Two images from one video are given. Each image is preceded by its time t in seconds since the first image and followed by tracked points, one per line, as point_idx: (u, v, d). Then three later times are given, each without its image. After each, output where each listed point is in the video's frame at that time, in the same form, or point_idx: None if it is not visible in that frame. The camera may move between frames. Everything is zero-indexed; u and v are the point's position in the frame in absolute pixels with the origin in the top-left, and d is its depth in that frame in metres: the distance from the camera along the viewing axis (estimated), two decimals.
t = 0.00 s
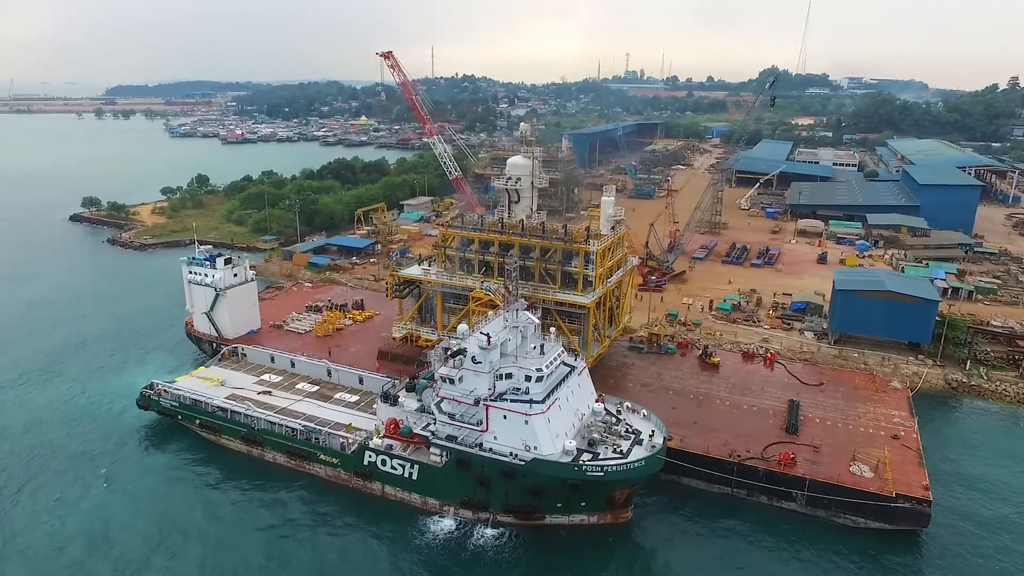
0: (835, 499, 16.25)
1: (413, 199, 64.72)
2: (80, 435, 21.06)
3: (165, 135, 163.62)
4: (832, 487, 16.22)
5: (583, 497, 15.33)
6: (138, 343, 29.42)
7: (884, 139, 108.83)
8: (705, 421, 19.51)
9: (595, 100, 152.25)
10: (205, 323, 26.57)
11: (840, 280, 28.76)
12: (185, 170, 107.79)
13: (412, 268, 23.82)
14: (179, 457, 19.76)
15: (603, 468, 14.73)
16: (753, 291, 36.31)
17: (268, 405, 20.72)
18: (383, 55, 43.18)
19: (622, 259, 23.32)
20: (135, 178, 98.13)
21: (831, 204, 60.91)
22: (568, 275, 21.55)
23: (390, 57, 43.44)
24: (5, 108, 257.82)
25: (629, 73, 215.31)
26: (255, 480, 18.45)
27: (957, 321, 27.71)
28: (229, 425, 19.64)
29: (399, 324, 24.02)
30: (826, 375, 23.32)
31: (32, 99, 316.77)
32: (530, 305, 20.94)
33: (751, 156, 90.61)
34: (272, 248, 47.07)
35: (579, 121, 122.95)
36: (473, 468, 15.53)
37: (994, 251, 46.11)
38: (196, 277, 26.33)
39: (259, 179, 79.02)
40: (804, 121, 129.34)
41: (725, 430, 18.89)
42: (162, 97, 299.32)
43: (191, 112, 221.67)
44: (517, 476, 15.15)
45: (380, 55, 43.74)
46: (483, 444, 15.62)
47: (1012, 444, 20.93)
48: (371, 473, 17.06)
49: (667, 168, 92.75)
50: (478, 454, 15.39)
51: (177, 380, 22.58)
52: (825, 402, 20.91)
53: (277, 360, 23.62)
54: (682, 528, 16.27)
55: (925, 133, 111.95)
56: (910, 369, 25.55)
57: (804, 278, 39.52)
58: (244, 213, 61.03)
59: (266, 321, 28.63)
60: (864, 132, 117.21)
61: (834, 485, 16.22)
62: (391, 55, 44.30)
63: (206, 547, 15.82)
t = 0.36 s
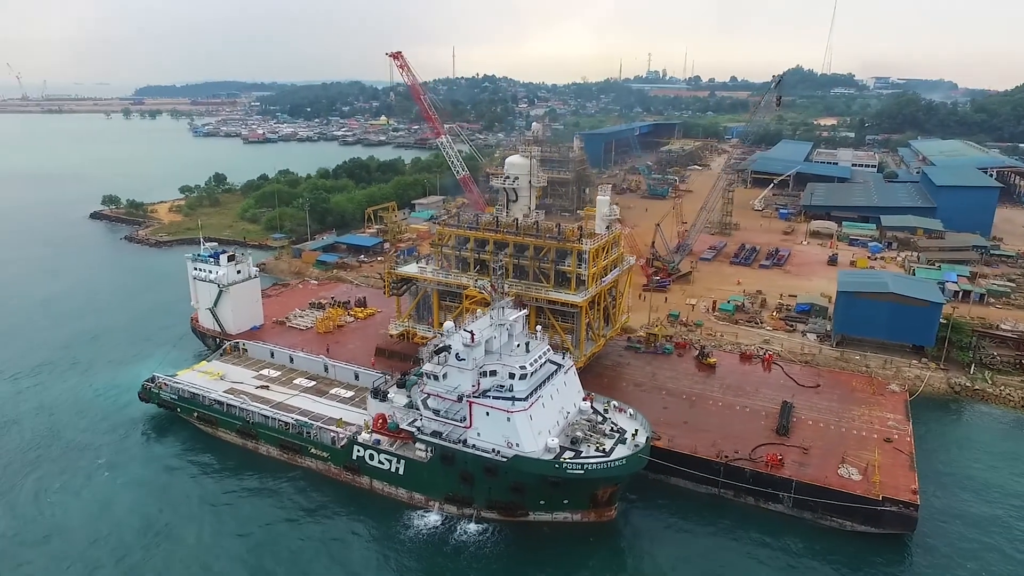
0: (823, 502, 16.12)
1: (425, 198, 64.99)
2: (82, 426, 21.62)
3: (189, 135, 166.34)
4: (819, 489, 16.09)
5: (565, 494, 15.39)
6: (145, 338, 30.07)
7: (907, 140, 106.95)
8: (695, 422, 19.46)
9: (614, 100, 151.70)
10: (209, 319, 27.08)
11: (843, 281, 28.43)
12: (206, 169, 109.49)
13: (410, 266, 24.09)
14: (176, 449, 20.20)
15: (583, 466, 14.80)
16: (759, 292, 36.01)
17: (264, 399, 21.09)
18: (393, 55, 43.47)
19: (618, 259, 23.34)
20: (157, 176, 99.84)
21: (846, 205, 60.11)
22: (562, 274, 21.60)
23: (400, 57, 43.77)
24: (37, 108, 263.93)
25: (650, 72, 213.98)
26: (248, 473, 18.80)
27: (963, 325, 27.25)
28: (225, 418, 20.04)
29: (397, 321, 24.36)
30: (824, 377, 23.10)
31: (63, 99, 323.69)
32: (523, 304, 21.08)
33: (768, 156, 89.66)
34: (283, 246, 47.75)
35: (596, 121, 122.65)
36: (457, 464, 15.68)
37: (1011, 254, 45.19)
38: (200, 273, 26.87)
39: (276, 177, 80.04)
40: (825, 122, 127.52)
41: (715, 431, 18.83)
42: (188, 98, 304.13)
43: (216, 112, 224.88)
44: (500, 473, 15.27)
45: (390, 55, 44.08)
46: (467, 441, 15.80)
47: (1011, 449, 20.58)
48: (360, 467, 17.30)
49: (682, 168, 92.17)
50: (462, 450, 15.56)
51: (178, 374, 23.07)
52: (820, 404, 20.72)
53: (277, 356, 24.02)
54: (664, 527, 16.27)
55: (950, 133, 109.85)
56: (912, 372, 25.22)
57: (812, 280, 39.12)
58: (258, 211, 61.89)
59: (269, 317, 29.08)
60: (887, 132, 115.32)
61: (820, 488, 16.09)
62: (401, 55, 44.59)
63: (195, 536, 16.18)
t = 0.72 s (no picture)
0: (808, 505, 16.00)
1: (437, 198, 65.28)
2: (85, 418, 22.19)
3: (212, 134, 169.05)
4: (805, 491, 15.98)
5: (545, 492, 15.48)
6: (152, 333, 30.73)
7: (932, 140, 104.84)
8: (685, 422, 19.41)
9: (633, 100, 150.90)
10: (214, 315, 27.64)
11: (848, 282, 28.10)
12: (227, 167, 111.19)
13: (408, 264, 24.34)
14: (172, 441, 20.62)
15: (562, 463, 14.90)
16: (764, 294, 35.70)
17: (260, 393, 21.49)
18: (402, 56, 43.75)
19: (613, 258, 23.36)
20: (179, 175, 101.51)
21: (862, 206, 59.25)
22: (554, 273, 21.71)
23: (409, 57, 44.05)
24: (68, 108, 269.80)
25: (672, 72, 212.64)
26: (240, 465, 19.17)
27: (969, 328, 26.75)
28: (221, 412, 20.43)
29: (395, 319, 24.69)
30: (821, 379, 22.87)
31: (92, 100, 330.40)
32: (514, 302, 21.25)
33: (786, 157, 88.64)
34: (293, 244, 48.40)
35: (613, 121, 122.18)
36: (440, 460, 15.85)
37: None
38: (205, 270, 27.45)
39: (292, 176, 81.09)
40: (847, 122, 125.55)
41: (703, 432, 18.75)
42: (212, 98, 308.95)
43: (240, 112, 228.02)
44: (481, 469, 15.41)
45: (399, 55, 44.37)
46: (450, 437, 16.00)
47: (1012, 454, 20.08)
48: (348, 462, 17.56)
49: (698, 169, 91.53)
50: (445, 447, 15.75)
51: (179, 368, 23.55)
52: (812, 406, 20.57)
53: (276, 352, 24.46)
54: (646, 527, 16.27)
55: (977, 134, 107.51)
56: (913, 375, 24.89)
57: (821, 282, 38.67)
58: (272, 210, 62.67)
59: (273, 314, 29.52)
60: (911, 133, 113.19)
61: (805, 490, 15.99)
62: (411, 55, 44.86)
63: (185, 525, 16.54)
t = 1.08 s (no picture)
0: (793, 508, 15.90)
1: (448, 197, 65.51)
2: (89, 410, 22.73)
3: (234, 134, 171.42)
4: (790, 493, 15.86)
5: (527, 490, 15.56)
6: (159, 329, 31.32)
7: (956, 141, 102.70)
8: (675, 422, 19.36)
9: (651, 101, 150.03)
10: (218, 311, 28.12)
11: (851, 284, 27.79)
12: (246, 167, 112.64)
13: (406, 262, 24.57)
14: (170, 435, 21.02)
15: (543, 461, 15.00)
16: (769, 295, 35.40)
17: (257, 388, 21.84)
18: (410, 55, 43.98)
19: (609, 258, 23.36)
20: (199, 174, 103.06)
21: (877, 207, 58.36)
22: (548, 272, 21.79)
23: (417, 57, 44.32)
24: (97, 108, 275.52)
25: (692, 72, 210.92)
26: (234, 459, 19.49)
27: (975, 331, 26.30)
28: (218, 406, 20.78)
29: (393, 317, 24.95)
30: (818, 382, 22.66)
31: (119, 100, 336.88)
32: (507, 301, 21.36)
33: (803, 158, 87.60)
34: (303, 242, 48.95)
35: (629, 121, 121.60)
36: (425, 456, 16.00)
37: None
38: (209, 267, 27.99)
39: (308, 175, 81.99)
40: (869, 122, 123.62)
41: (692, 433, 18.68)
42: (235, 99, 313.18)
43: (262, 112, 230.78)
44: (465, 466, 15.54)
45: (408, 55, 44.67)
46: (434, 433, 16.17)
47: (1011, 459, 19.69)
48: (337, 457, 17.80)
49: (713, 170, 90.83)
50: (429, 443, 15.91)
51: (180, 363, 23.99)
52: (806, 408, 20.41)
53: (276, 348, 24.82)
54: (630, 526, 16.26)
55: (1003, 134, 105.13)
56: (915, 379, 24.56)
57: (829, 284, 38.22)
58: (285, 208, 63.37)
59: (276, 311, 29.93)
60: (935, 133, 110.98)
61: (790, 492, 15.88)
62: (419, 55, 45.13)
63: (174, 516, 16.87)
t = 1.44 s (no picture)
0: (778, 510, 15.78)
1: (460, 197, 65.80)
2: (92, 401, 23.28)
3: (256, 134, 173.87)
4: (775, 496, 15.76)
5: (509, 487, 15.64)
6: (168, 324, 31.94)
7: (982, 142, 100.48)
8: (665, 423, 19.32)
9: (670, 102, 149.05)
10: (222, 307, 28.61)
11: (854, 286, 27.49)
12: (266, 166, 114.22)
13: (404, 261, 24.87)
14: (168, 426, 21.44)
15: (523, 459, 15.13)
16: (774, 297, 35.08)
17: (255, 383, 22.20)
18: (420, 56, 44.27)
19: (605, 258, 23.36)
20: (219, 172, 104.70)
21: (894, 209, 57.42)
22: (541, 271, 21.89)
23: (427, 57, 44.62)
24: (126, 108, 281.84)
25: (713, 73, 209.02)
26: (228, 451, 19.84)
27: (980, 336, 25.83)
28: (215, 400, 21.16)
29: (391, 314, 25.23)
30: (814, 384, 22.45)
31: (147, 100, 343.55)
32: (501, 299, 21.50)
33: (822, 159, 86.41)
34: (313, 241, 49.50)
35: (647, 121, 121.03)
36: (409, 452, 16.17)
37: None
38: (213, 264, 28.58)
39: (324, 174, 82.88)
40: (892, 123, 121.49)
41: (680, 434, 18.64)
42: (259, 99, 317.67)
43: (284, 112, 233.72)
44: (448, 462, 15.69)
45: (418, 56, 45.01)
46: (419, 430, 16.38)
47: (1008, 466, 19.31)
48: (326, 452, 18.07)
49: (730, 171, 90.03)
50: (414, 439, 16.11)
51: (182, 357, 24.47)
52: (799, 411, 20.23)
53: (276, 344, 25.21)
54: (613, 525, 16.25)
55: None
56: (916, 383, 24.19)
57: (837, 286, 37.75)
58: (299, 207, 64.11)
59: (280, 308, 30.36)
60: (961, 134, 108.66)
61: (774, 495, 15.78)
62: (429, 56, 45.45)
63: (166, 505, 17.23)
